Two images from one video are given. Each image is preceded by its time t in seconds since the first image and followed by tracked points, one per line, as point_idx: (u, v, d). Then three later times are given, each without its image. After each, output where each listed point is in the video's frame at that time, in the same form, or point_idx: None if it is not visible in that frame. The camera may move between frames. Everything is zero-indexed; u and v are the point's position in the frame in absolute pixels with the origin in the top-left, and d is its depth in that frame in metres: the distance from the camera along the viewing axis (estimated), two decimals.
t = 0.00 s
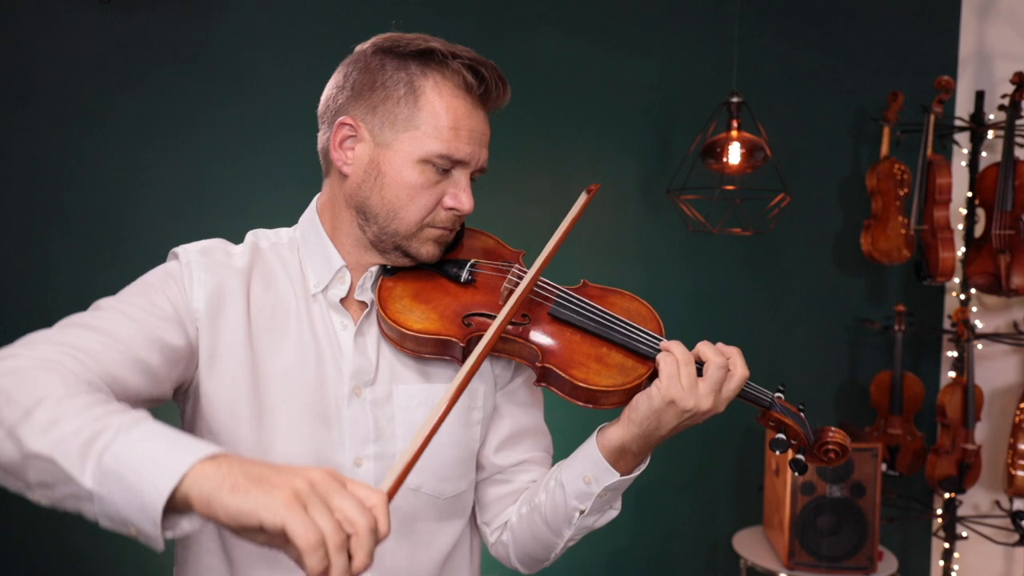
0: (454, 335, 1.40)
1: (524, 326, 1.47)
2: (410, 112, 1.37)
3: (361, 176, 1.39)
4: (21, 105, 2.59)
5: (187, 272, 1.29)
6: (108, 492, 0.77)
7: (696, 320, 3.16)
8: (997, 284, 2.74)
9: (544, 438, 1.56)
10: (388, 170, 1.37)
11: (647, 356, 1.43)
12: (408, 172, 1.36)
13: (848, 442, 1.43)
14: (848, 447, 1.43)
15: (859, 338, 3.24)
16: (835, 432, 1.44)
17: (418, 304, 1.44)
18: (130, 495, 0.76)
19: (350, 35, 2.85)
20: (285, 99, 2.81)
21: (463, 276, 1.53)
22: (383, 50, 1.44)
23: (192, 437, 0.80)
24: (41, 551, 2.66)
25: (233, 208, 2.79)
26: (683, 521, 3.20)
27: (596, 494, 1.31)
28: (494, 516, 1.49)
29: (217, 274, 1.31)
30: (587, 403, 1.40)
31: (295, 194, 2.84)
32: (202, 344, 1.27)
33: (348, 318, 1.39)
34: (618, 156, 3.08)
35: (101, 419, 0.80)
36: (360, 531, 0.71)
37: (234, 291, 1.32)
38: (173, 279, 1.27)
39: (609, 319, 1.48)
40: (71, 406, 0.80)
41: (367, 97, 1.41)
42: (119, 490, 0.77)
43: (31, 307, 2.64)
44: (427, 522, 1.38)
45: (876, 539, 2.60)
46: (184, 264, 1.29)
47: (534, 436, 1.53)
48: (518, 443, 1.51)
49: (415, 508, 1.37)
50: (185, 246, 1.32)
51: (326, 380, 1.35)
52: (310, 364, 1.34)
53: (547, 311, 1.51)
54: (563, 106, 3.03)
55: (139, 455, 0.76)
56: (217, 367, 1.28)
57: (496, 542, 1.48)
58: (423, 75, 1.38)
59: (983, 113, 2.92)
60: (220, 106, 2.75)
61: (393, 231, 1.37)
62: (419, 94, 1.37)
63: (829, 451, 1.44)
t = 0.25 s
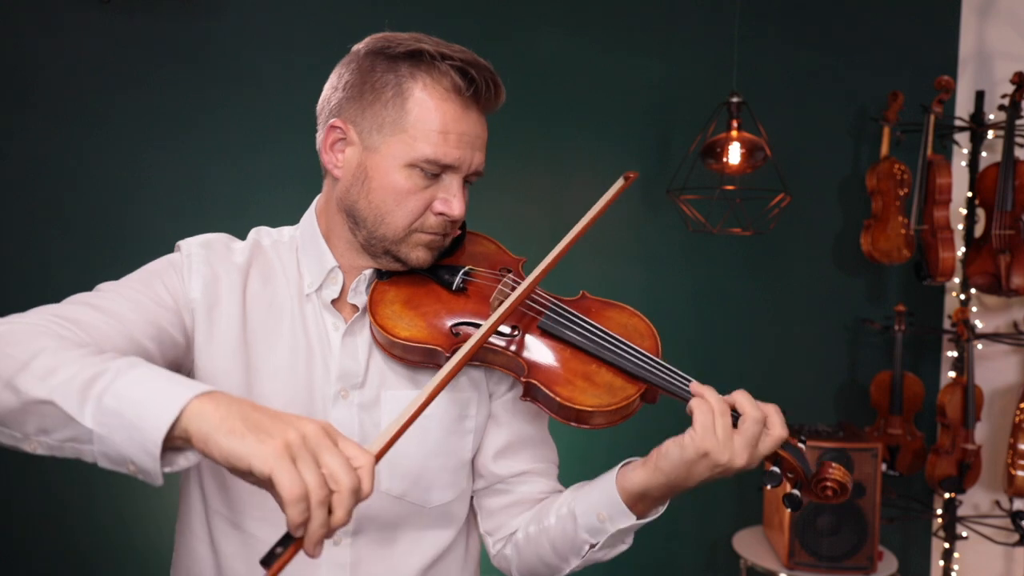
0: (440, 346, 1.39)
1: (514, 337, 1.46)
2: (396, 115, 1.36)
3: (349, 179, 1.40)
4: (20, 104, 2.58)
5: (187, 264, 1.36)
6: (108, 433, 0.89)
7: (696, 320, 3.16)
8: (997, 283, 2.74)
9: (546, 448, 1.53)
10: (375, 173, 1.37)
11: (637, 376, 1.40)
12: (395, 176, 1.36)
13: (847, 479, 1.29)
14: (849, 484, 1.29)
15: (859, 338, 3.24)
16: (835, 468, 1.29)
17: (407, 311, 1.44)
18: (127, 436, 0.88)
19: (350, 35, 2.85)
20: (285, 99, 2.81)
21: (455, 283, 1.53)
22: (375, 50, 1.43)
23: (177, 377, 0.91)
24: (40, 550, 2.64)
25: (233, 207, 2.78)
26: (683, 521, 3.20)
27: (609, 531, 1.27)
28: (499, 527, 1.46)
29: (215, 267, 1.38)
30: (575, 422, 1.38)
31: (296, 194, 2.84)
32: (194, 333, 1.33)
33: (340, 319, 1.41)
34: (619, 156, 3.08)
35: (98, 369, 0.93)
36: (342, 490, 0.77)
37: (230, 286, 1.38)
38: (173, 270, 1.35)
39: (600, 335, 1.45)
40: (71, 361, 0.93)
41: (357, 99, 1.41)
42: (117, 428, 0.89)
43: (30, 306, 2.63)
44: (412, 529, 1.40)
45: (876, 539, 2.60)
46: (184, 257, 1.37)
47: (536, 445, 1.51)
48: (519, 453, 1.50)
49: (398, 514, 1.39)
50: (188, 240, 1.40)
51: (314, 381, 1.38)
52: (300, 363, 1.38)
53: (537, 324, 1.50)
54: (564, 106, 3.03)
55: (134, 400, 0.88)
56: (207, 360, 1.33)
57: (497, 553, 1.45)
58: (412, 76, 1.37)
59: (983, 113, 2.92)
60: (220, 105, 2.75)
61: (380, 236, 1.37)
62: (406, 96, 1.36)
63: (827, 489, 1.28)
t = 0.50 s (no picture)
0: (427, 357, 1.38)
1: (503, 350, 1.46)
2: (388, 121, 1.36)
3: (343, 184, 1.41)
4: (20, 105, 2.58)
5: (188, 260, 1.41)
6: (137, 393, 0.94)
7: (696, 320, 3.16)
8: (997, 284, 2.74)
9: (541, 462, 1.52)
10: (366, 179, 1.37)
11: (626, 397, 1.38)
12: (386, 183, 1.36)
13: (847, 515, 1.24)
14: (846, 522, 1.23)
15: (859, 338, 3.24)
16: (831, 502, 1.25)
17: (397, 320, 1.42)
18: (157, 392, 0.93)
19: (350, 35, 2.85)
20: (285, 99, 2.81)
21: (447, 292, 1.51)
22: (371, 52, 1.43)
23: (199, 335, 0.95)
24: (40, 550, 2.64)
25: (233, 207, 2.79)
26: (683, 521, 3.20)
27: (595, 551, 1.26)
28: (489, 539, 1.46)
29: (217, 263, 1.43)
30: (563, 442, 1.37)
31: (296, 194, 2.84)
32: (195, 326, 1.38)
33: (333, 320, 1.44)
34: (619, 156, 3.08)
35: (123, 336, 0.97)
36: (361, 452, 0.82)
37: (229, 282, 1.42)
38: (176, 265, 1.40)
39: (593, 353, 1.44)
40: (95, 332, 0.98)
41: (351, 102, 1.41)
42: (146, 386, 0.93)
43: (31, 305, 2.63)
44: (400, 535, 1.42)
45: (876, 539, 2.59)
46: (188, 251, 1.42)
47: (528, 459, 1.50)
48: (510, 465, 1.49)
49: (386, 520, 1.40)
50: (191, 237, 1.45)
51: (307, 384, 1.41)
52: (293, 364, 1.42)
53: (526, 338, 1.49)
54: (564, 106, 3.03)
55: (161, 360, 0.93)
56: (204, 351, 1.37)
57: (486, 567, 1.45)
58: (405, 81, 1.37)
59: (983, 113, 2.92)
60: (220, 106, 2.75)
61: (372, 242, 1.38)
62: (399, 102, 1.35)
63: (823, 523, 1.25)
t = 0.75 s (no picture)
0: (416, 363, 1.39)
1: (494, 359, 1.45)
2: (382, 126, 1.36)
3: (337, 189, 1.41)
4: (20, 105, 2.58)
5: (190, 260, 1.42)
6: (176, 372, 0.95)
7: (696, 320, 3.16)
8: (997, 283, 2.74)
9: (536, 473, 1.48)
10: (360, 185, 1.37)
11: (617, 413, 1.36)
12: (380, 188, 1.36)
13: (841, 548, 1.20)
14: (840, 554, 1.19)
15: (859, 338, 3.24)
16: (825, 532, 1.21)
17: (389, 327, 1.42)
18: (198, 367, 0.94)
19: (350, 35, 2.85)
20: (285, 99, 2.81)
21: (440, 299, 1.49)
22: (366, 55, 1.43)
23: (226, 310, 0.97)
24: (40, 550, 2.64)
25: (233, 207, 2.78)
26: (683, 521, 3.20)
27: (577, 567, 1.24)
28: (479, 548, 1.42)
29: (219, 264, 1.44)
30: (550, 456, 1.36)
31: (296, 193, 2.84)
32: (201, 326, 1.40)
33: (328, 322, 1.46)
34: (619, 156, 3.08)
35: (150, 319, 0.98)
36: (386, 419, 0.85)
37: (231, 282, 1.44)
38: (180, 267, 1.41)
39: (586, 367, 1.41)
40: (121, 322, 0.98)
41: (346, 106, 1.41)
42: (183, 363, 0.94)
43: (31, 305, 2.63)
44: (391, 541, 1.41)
45: (876, 539, 2.59)
46: (190, 254, 1.42)
47: (521, 467, 1.47)
48: (501, 476, 1.46)
49: (377, 525, 1.40)
50: (193, 237, 1.46)
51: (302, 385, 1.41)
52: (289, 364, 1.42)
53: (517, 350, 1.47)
54: (565, 106, 3.03)
55: (194, 336, 0.94)
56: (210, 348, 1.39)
57: None
58: (399, 85, 1.36)
59: (983, 113, 2.92)
60: (220, 105, 2.75)
61: (365, 248, 1.38)
62: (392, 107, 1.35)
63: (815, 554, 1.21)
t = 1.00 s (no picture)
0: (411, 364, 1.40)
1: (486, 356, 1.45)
2: (375, 124, 1.36)
3: (331, 189, 1.41)
4: (20, 105, 2.58)
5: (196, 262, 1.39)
6: (240, 342, 0.98)
7: (696, 320, 3.16)
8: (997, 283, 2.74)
9: (534, 475, 1.49)
10: (354, 184, 1.37)
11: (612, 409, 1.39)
12: (375, 187, 1.35)
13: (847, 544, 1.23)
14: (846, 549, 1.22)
15: (859, 338, 3.24)
16: (831, 529, 1.24)
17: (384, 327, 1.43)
18: (262, 328, 0.98)
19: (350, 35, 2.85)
20: (284, 99, 2.81)
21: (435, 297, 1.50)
22: (357, 54, 1.43)
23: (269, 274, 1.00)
24: (40, 550, 2.64)
25: (233, 207, 2.78)
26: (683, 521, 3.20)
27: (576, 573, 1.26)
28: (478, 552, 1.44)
29: (224, 265, 1.42)
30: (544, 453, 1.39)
31: (296, 193, 2.84)
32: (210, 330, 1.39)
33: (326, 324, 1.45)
34: (619, 155, 3.08)
35: (196, 300, 1.01)
36: (429, 364, 0.90)
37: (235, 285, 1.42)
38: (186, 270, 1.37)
39: (582, 362, 1.42)
40: (168, 310, 1.01)
41: (339, 105, 1.41)
42: (246, 329, 0.98)
43: (31, 305, 2.63)
44: (390, 543, 1.41)
45: (876, 539, 2.58)
46: (194, 258, 1.39)
47: (519, 471, 1.48)
48: (496, 476, 1.47)
49: (375, 526, 1.39)
50: (195, 240, 1.44)
51: (299, 385, 1.40)
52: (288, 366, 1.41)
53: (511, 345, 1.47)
54: (565, 106, 3.03)
55: (248, 305, 0.98)
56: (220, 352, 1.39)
57: None
58: (391, 82, 1.37)
59: (983, 113, 2.92)
60: (220, 105, 2.75)
61: (361, 247, 1.38)
62: (385, 104, 1.35)
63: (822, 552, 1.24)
